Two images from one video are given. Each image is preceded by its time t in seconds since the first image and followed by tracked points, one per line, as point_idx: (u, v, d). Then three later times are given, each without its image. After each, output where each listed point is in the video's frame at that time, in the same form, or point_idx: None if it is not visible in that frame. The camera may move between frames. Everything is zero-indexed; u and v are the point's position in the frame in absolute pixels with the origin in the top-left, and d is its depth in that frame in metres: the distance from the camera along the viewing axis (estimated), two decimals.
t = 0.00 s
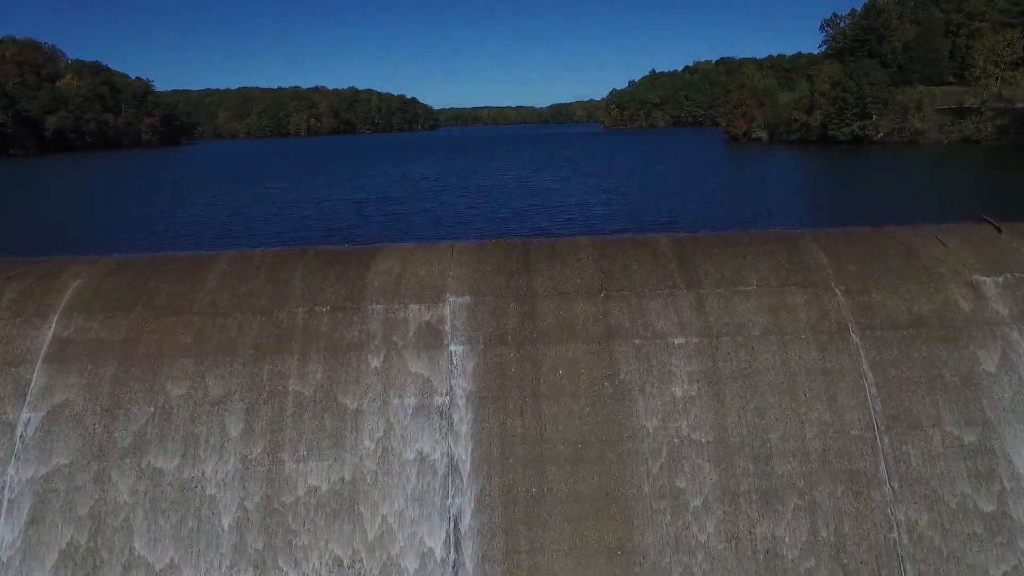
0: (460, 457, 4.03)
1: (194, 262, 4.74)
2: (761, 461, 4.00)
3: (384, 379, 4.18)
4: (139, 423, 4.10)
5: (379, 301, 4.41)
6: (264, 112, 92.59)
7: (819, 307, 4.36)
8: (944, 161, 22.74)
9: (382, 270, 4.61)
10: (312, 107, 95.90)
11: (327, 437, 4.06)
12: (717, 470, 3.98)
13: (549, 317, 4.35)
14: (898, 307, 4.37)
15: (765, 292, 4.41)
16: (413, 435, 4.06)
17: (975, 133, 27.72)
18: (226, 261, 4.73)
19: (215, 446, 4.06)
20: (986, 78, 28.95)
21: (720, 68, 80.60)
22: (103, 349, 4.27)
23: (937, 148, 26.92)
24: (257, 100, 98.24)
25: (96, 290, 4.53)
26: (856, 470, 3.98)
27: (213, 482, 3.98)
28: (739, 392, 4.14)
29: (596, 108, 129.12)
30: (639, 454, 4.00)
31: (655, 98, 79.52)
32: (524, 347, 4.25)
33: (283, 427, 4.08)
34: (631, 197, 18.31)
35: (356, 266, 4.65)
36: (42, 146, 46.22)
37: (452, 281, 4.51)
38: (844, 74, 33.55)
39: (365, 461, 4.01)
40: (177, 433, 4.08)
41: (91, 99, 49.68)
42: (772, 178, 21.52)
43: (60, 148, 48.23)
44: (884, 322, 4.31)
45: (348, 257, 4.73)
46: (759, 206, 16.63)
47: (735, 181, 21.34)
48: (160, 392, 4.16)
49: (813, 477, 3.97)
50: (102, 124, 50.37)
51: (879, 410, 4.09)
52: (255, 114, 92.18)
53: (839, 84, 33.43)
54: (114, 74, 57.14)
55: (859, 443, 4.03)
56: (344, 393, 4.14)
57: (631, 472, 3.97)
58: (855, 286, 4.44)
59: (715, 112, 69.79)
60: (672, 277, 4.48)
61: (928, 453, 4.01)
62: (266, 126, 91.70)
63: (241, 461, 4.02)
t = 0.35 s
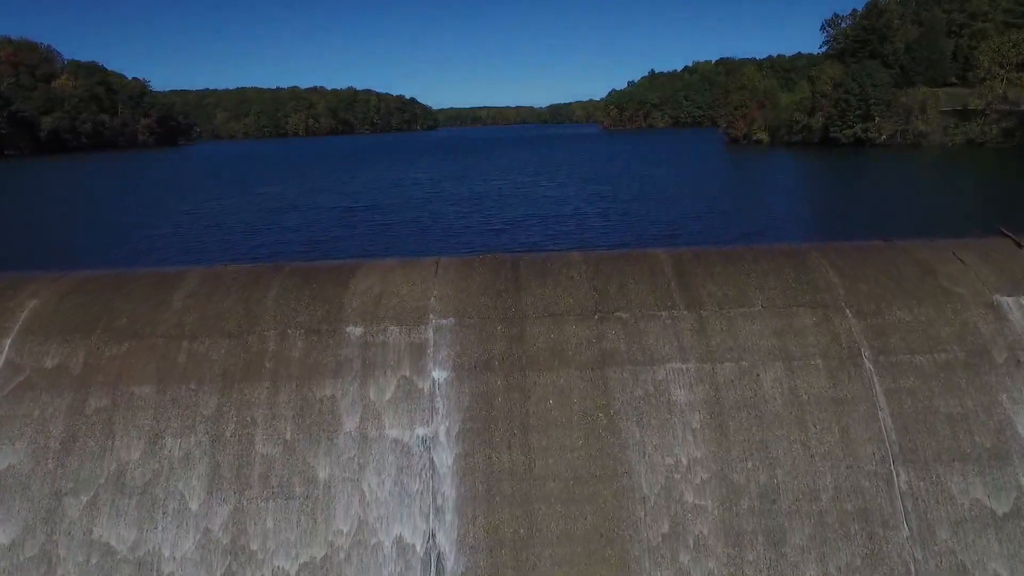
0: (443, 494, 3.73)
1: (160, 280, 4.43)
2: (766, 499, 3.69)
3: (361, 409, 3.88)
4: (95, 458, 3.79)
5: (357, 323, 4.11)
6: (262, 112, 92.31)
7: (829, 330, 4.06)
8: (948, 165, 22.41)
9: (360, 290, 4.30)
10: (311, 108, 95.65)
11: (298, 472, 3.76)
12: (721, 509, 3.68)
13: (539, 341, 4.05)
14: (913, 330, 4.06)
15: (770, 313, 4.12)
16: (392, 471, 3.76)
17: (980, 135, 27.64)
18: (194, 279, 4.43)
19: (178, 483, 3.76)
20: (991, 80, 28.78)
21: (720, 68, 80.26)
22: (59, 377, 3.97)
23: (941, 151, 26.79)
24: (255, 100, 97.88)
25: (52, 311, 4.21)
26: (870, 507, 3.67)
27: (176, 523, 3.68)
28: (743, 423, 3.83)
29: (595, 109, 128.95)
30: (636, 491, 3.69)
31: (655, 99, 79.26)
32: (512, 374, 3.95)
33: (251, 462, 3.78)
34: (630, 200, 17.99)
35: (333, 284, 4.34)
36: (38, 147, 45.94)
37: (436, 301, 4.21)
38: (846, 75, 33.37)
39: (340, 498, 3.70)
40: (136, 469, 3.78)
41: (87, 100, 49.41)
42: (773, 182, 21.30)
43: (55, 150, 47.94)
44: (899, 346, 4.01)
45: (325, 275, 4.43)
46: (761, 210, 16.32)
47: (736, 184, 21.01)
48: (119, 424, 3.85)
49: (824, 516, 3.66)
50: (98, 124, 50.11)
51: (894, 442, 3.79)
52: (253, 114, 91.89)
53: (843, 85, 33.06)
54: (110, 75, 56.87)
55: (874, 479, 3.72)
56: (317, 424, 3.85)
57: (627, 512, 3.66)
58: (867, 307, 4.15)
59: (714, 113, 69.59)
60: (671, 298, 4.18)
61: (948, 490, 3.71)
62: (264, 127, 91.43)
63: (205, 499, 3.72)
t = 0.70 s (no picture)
0: (423, 538, 3.43)
1: (123, 301, 4.12)
2: (775, 544, 3.38)
3: (335, 444, 3.57)
4: (46, 500, 3.48)
5: (333, 350, 3.80)
6: (260, 113, 91.95)
7: (843, 357, 3.77)
8: (953, 168, 22.11)
9: (338, 312, 4.00)
10: (309, 108, 95.33)
11: (266, 514, 3.45)
12: (727, 555, 3.38)
13: (529, 370, 3.74)
14: (933, 357, 3.76)
15: (778, 339, 3.81)
16: (368, 514, 3.45)
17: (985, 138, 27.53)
18: (161, 300, 4.12)
19: (136, 527, 3.46)
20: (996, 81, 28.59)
21: (720, 68, 80.01)
22: (8, 410, 3.65)
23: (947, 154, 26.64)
24: (253, 100, 97.54)
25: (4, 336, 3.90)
26: (888, 554, 3.37)
27: (133, 571, 3.38)
28: (750, 459, 3.54)
29: (594, 108, 128.72)
30: (634, 536, 3.38)
31: (655, 99, 78.97)
32: (501, 406, 3.65)
33: (215, 503, 3.47)
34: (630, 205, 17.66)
35: (308, 306, 4.04)
36: (33, 147, 45.58)
37: (418, 325, 3.91)
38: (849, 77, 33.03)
39: (311, 545, 3.39)
40: (90, 512, 3.47)
41: (83, 100, 49.05)
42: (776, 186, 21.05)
43: (51, 150, 47.58)
44: (918, 375, 3.71)
45: (301, 296, 4.12)
46: (763, 215, 16.02)
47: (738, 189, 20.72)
48: (73, 462, 3.55)
49: (839, 564, 3.35)
50: (94, 125, 49.77)
51: (915, 481, 3.49)
52: (251, 115, 91.56)
53: (846, 86, 32.71)
54: (107, 75, 56.52)
55: (895, 521, 3.41)
56: (287, 461, 3.54)
57: (625, 559, 3.36)
58: (883, 332, 3.84)
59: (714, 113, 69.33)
60: (672, 322, 3.87)
61: (974, 535, 3.41)
62: (263, 127, 91.08)
63: (164, 545, 3.41)
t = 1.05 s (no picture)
0: None
1: (80, 326, 3.81)
2: None
3: (305, 489, 3.26)
4: None
5: (305, 384, 3.49)
6: (258, 113, 91.59)
7: (859, 391, 3.46)
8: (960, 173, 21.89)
9: (312, 340, 3.69)
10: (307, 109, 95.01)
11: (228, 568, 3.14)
12: None
13: (519, 405, 3.44)
14: (959, 391, 3.46)
15: (788, 371, 3.51)
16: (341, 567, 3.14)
17: (991, 141, 27.25)
18: (121, 326, 3.80)
19: None
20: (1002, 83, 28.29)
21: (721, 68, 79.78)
22: None
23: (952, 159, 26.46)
24: (251, 101, 97.26)
25: None
26: None
27: None
28: (760, 505, 3.23)
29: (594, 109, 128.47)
30: None
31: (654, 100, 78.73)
32: (487, 446, 3.34)
33: (173, 555, 3.17)
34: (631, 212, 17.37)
35: (280, 333, 3.72)
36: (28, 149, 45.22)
37: (398, 355, 3.61)
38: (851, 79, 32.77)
39: None
40: (35, 566, 3.16)
41: (79, 101, 48.69)
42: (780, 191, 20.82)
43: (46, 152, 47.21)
44: (942, 412, 3.40)
45: (273, 321, 3.80)
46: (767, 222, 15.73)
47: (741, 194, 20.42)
48: (18, 509, 3.23)
49: None
50: (90, 126, 49.43)
51: (941, 530, 3.18)
52: (250, 115, 91.22)
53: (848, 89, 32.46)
54: (103, 76, 56.19)
55: (920, 575, 3.10)
56: (253, 508, 3.23)
57: None
58: (903, 363, 3.54)
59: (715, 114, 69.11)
60: (674, 352, 3.57)
61: None
62: (261, 128, 90.74)
63: None
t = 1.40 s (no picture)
0: None
1: (31, 358, 3.50)
2: None
3: (271, 546, 2.96)
4: None
5: (274, 426, 3.18)
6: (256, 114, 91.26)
7: (880, 435, 3.16)
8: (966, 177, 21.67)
9: (283, 374, 3.38)
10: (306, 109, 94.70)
11: None
12: None
13: (508, 450, 3.13)
14: (991, 435, 3.15)
15: (802, 412, 3.21)
16: None
17: (998, 144, 26.99)
18: (75, 358, 3.48)
19: None
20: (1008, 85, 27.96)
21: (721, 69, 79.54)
22: None
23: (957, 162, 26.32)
24: (249, 101, 96.90)
25: None
26: None
27: None
28: (773, 564, 2.93)
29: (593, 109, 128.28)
30: None
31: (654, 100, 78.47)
32: (472, 497, 3.04)
33: None
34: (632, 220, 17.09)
35: (248, 367, 3.40)
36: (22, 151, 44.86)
37: (376, 393, 3.30)
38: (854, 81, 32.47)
39: None
40: None
41: (74, 102, 48.33)
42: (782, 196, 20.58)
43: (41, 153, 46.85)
44: (972, 458, 3.10)
45: (241, 353, 3.48)
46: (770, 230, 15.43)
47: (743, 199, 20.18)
48: None
49: None
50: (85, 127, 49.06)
51: None
52: (248, 116, 90.86)
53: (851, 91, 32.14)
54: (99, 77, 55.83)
55: None
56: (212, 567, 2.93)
57: None
58: (929, 402, 3.23)
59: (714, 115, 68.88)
60: (678, 390, 3.26)
61: None
62: (259, 128, 90.40)
63: None
